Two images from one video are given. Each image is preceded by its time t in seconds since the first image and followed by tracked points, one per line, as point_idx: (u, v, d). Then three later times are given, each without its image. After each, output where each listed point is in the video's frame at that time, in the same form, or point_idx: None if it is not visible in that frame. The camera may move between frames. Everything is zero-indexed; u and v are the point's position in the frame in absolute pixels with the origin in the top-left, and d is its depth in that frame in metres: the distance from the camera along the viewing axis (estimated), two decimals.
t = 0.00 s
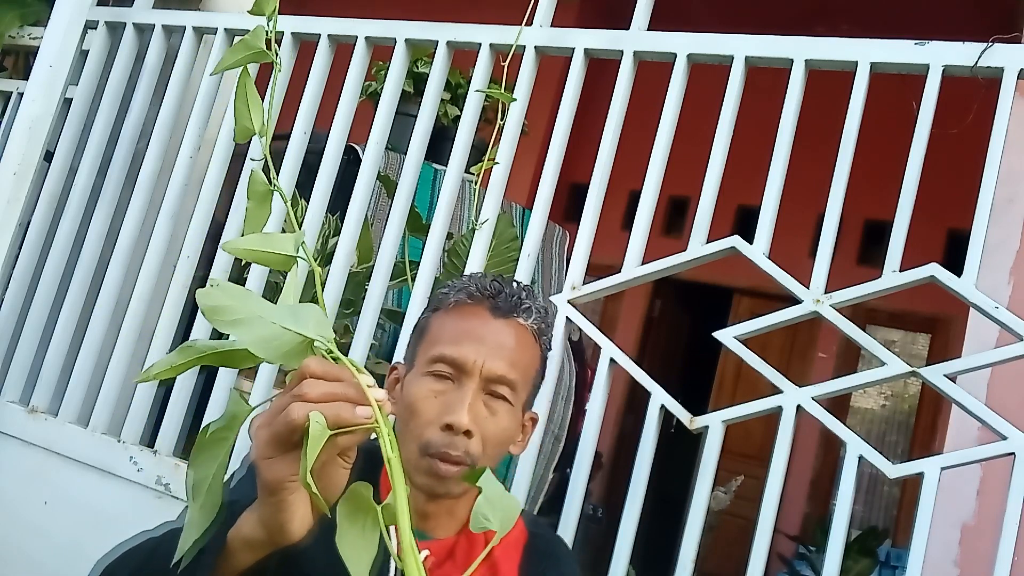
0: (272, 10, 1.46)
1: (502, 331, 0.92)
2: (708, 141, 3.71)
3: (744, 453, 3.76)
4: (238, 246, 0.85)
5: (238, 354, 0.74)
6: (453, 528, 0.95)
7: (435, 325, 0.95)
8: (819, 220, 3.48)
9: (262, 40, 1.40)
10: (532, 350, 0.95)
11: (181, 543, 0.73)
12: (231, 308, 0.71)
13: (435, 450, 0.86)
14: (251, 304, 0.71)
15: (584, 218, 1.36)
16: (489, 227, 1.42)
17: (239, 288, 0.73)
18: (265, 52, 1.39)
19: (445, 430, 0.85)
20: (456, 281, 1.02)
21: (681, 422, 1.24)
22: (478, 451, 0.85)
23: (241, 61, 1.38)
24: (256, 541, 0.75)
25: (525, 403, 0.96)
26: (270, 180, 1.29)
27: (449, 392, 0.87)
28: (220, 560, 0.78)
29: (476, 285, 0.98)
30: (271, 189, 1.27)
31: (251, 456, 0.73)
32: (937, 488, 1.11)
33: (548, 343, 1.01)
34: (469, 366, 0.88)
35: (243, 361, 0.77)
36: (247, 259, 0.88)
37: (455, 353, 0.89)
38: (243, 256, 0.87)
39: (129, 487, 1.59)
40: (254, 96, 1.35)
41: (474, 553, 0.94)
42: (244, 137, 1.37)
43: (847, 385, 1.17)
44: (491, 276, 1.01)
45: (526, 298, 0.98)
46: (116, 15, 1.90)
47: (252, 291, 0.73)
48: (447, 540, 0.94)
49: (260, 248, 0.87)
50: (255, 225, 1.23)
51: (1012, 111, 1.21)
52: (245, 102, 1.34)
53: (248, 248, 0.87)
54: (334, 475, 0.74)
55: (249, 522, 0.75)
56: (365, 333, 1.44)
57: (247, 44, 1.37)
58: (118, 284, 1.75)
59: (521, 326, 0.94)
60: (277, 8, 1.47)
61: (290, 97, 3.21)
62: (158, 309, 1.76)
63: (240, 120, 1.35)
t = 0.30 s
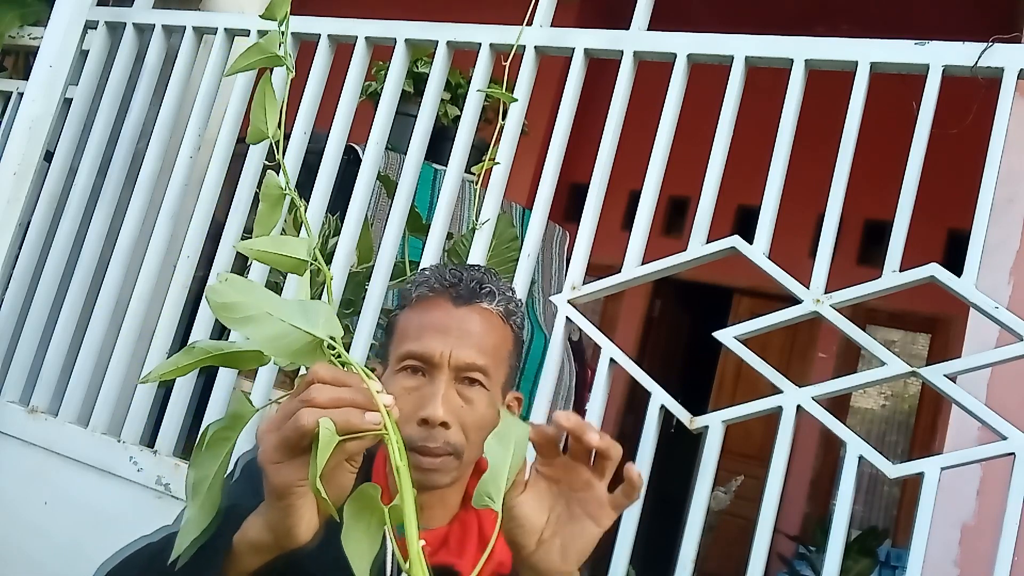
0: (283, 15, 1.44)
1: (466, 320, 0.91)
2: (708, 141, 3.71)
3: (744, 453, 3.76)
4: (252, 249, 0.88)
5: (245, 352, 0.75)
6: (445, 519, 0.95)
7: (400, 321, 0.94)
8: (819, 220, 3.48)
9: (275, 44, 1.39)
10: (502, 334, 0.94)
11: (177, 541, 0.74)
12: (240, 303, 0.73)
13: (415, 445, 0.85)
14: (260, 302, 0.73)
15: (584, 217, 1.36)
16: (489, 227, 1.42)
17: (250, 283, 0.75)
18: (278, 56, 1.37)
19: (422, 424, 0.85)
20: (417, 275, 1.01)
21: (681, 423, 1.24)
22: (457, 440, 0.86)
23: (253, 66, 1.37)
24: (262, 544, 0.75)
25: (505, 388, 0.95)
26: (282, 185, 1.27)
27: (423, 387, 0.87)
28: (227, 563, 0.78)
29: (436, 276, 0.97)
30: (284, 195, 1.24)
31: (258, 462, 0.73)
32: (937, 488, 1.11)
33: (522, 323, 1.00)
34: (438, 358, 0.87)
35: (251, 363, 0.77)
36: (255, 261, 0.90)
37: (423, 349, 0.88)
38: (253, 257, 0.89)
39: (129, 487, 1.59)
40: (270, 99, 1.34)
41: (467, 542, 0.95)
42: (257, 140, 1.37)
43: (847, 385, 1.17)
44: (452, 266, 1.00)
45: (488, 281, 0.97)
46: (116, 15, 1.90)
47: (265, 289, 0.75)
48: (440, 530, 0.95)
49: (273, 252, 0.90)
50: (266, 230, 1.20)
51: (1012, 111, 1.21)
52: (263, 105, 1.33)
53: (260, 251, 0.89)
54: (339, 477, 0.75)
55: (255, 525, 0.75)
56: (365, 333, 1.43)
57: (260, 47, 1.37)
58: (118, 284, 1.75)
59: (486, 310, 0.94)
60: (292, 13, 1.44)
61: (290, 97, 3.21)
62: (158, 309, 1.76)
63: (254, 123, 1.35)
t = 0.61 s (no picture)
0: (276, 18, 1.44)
1: (443, 316, 0.91)
2: (708, 141, 3.71)
3: (744, 453, 3.76)
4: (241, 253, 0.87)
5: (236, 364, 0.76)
6: (441, 516, 0.95)
7: (381, 324, 0.94)
8: (819, 220, 3.48)
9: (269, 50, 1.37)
10: (481, 327, 0.94)
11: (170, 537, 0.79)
12: (225, 325, 0.73)
13: (402, 444, 0.85)
14: (243, 321, 0.73)
15: (584, 217, 1.36)
16: (489, 227, 1.42)
17: (231, 306, 0.74)
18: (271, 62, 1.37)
19: (408, 423, 0.85)
20: (395, 276, 1.01)
21: (682, 423, 1.24)
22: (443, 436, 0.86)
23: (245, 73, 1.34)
24: (253, 541, 0.75)
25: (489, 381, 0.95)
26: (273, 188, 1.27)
27: (406, 386, 0.87)
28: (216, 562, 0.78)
29: (411, 277, 0.96)
30: (275, 196, 1.25)
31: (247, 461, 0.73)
32: (937, 488, 1.11)
33: (501, 313, 1.00)
34: (418, 356, 0.87)
35: (242, 366, 0.78)
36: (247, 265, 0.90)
37: (402, 348, 0.88)
38: (244, 260, 0.89)
39: (129, 487, 1.59)
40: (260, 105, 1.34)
41: (465, 537, 0.95)
42: (251, 143, 1.38)
43: (847, 385, 1.17)
44: (426, 264, 1.00)
45: (463, 276, 0.97)
46: (116, 15, 1.90)
47: (246, 310, 0.75)
48: (437, 527, 0.95)
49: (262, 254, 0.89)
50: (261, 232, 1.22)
51: (1012, 112, 1.21)
52: (253, 111, 1.34)
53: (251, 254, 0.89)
54: (329, 475, 0.74)
55: (245, 523, 0.75)
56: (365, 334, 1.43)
57: (253, 56, 1.34)
58: (118, 283, 1.75)
59: (462, 305, 0.93)
60: (285, 19, 1.46)
61: (290, 97, 3.21)
62: (158, 309, 1.76)
63: (246, 127, 1.36)
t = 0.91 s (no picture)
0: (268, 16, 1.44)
1: (439, 315, 0.91)
2: (708, 141, 3.71)
3: (744, 453, 3.76)
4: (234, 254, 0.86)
5: (237, 358, 0.74)
6: (440, 511, 0.95)
7: (376, 324, 0.94)
8: (820, 220, 3.48)
9: (258, 46, 1.38)
10: (475, 325, 0.95)
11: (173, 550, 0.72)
12: (227, 308, 0.72)
13: (400, 443, 0.85)
14: (248, 305, 0.72)
15: (584, 218, 1.36)
16: (489, 227, 1.42)
17: (241, 287, 0.74)
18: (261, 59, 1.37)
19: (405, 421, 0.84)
20: (389, 276, 1.01)
21: (681, 422, 1.24)
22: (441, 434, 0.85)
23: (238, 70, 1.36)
24: (252, 541, 0.75)
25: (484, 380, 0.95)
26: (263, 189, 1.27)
27: (401, 384, 0.86)
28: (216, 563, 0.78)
29: (406, 276, 0.96)
30: (264, 197, 1.25)
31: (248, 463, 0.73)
32: (937, 488, 1.11)
33: (495, 311, 1.01)
34: (413, 355, 0.87)
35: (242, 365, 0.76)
36: (239, 264, 0.89)
37: (398, 347, 0.88)
38: (237, 261, 0.87)
39: (129, 486, 1.59)
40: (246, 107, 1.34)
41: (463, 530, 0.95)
42: (240, 145, 1.37)
43: (847, 385, 1.17)
44: (421, 263, 1.00)
45: (457, 275, 0.97)
46: (116, 15, 1.90)
47: (251, 291, 0.74)
48: (436, 522, 0.95)
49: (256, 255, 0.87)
50: (249, 234, 1.22)
51: (1012, 112, 1.21)
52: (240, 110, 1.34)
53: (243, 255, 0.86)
54: (330, 476, 0.75)
55: (245, 523, 0.75)
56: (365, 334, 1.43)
57: (244, 52, 1.35)
58: (118, 283, 1.75)
59: (456, 303, 0.94)
60: (277, 12, 1.46)
61: (290, 97, 3.21)
62: (158, 309, 1.76)
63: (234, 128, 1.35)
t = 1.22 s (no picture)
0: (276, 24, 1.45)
1: (446, 314, 0.91)
2: (708, 141, 3.71)
3: (744, 453, 3.76)
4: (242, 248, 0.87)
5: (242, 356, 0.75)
6: (441, 513, 0.95)
7: (383, 321, 0.94)
8: (819, 220, 3.48)
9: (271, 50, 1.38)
10: (483, 326, 0.95)
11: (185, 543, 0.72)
12: (229, 310, 0.70)
13: (403, 441, 0.85)
14: (250, 305, 0.72)
15: (584, 218, 1.36)
16: (489, 227, 1.42)
17: (240, 289, 0.72)
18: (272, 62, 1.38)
19: (409, 419, 0.84)
20: (396, 274, 1.01)
21: (681, 423, 1.24)
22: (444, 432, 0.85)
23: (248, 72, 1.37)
24: (254, 537, 0.76)
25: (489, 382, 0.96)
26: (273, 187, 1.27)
27: (407, 382, 0.86)
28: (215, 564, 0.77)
29: (415, 275, 0.96)
30: (275, 195, 1.24)
31: (249, 458, 0.73)
32: (937, 488, 1.11)
33: (501, 313, 1.01)
34: (420, 353, 0.87)
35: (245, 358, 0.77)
36: (249, 260, 0.90)
37: (404, 345, 0.88)
38: (246, 256, 0.89)
39: (129, 486, 1.59)
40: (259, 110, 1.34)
41: (465, 533, 0.95)
42: (250, 146, 1.38)
43: (847, 385, 1.17)
44: (429, 263, 1.00)
45: (465, 275, 0.97)
46: (116, 15, 1.90)
47: (250, 292, 0.73)
48: (438, 525, 0.95)
49: (264, 250, 0.89)
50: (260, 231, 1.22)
51: (1012, 112, 1.21)
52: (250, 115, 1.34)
53: (252, 250, 0.88)
54: (331, 471, 0.75)
55: (246, 519, 0.75)
56: (365, 334, 1.43)
57: (254, 59, 1.32)
58: (118, 284, 1.75)
59: (464, 303, 0.94)
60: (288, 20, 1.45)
61: (290, 97, 3.21)
62: (158, 309, 1.76)
63: (245, 131, 1.36)
